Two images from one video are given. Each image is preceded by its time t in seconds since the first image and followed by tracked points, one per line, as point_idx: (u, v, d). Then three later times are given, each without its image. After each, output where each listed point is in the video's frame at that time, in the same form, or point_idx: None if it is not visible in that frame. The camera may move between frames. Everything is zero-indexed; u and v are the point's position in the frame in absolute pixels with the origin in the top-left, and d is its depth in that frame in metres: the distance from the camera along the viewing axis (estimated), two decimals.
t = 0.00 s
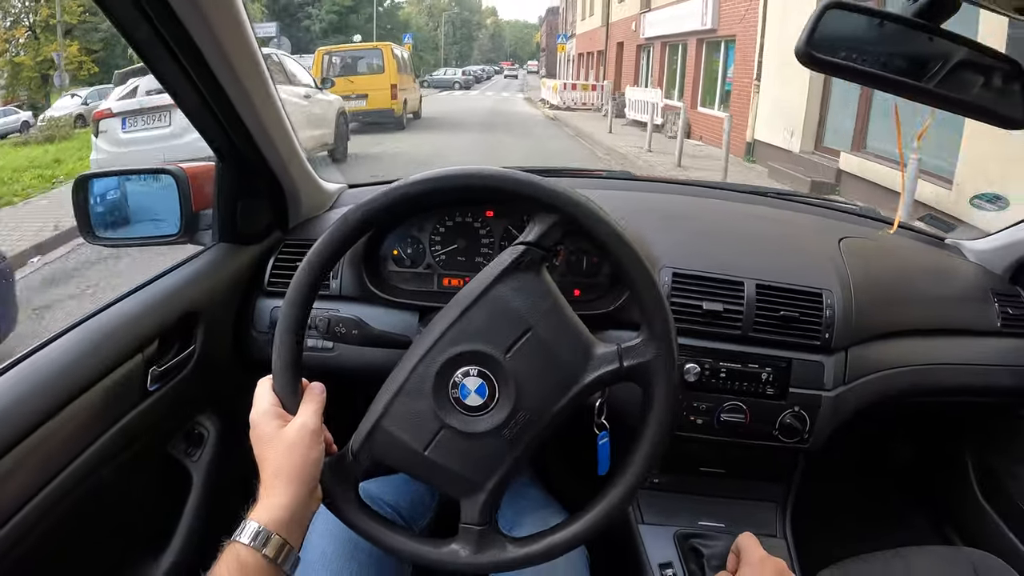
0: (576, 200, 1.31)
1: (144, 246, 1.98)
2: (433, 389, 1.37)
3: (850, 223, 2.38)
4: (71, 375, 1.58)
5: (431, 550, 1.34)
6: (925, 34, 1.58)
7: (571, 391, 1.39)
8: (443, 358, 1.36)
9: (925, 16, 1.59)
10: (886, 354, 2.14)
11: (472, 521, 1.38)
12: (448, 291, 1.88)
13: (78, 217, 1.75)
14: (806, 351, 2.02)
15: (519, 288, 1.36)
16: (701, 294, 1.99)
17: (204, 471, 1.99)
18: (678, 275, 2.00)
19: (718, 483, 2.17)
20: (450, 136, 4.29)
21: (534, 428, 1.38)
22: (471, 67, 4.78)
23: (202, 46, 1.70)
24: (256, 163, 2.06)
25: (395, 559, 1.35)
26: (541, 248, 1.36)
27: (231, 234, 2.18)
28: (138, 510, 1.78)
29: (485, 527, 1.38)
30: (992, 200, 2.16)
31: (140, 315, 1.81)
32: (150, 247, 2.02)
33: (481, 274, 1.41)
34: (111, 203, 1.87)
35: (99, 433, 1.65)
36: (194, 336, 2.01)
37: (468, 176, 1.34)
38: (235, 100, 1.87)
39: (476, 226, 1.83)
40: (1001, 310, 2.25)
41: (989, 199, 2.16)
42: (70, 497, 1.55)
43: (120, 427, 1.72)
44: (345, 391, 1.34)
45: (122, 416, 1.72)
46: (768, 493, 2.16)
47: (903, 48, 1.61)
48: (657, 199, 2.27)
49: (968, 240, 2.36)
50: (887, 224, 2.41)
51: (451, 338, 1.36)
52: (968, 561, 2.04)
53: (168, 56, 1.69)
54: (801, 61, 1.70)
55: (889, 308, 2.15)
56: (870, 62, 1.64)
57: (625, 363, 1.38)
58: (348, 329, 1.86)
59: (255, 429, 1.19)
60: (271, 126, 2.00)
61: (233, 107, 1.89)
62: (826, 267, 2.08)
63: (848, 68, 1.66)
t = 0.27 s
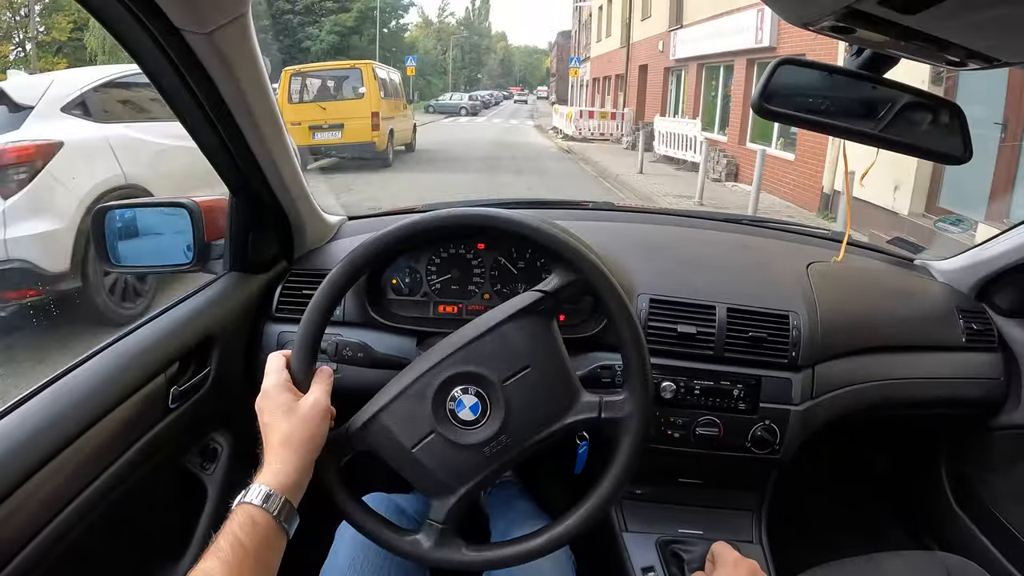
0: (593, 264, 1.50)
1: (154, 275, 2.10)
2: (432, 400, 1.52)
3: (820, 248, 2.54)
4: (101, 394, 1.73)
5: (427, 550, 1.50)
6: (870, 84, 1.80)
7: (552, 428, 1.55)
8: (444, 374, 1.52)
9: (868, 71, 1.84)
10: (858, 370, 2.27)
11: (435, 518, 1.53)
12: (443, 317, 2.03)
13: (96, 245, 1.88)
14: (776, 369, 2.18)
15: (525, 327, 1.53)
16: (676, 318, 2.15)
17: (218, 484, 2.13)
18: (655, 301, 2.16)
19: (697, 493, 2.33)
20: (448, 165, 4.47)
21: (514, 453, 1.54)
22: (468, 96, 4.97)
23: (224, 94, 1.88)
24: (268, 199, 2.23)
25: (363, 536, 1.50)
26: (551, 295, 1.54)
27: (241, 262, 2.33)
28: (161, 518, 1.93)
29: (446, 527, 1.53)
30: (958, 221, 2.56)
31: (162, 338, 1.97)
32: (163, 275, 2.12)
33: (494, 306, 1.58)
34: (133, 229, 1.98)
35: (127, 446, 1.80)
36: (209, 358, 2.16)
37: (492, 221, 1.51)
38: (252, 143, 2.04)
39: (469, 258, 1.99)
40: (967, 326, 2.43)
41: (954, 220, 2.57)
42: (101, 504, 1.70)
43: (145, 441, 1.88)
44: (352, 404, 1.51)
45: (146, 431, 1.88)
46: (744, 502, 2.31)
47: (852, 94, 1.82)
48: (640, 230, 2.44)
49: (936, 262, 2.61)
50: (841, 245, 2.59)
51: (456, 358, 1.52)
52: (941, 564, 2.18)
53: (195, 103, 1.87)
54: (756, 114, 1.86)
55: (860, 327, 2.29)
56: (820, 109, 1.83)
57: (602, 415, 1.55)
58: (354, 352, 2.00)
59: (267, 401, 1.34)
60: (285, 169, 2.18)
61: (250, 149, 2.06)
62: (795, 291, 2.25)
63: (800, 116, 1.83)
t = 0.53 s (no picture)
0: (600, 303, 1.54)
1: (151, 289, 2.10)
2: (421, 407, 1.54)
3: (805, 254, 2.57)
4: (91, 409, 1.75)
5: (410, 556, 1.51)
6: (846, 93, 1.83)
7: (531, 450, 1.58)
8: (434, 383, 1.53)
9: (845, 81, 1.88)
10: (842, 376, 2.31)
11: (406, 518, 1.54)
12: (431, 330, 2.03)
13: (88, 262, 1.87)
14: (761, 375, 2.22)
15: (519, 348, 1.56)
16: (661, 326, 2.18)
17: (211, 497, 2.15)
18: (641, 310, 2.19)
19: (688, 500, 2.35)
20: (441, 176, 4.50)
21: (491, 470, 1.56)
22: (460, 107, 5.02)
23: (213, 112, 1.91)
24: (258, 215, 2.25)
25: (333, 528, 1.51)
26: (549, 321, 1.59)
27: (231, 277, 2.35)
28: (154, 531, 1.95)
29: (415, 530, 1.54)
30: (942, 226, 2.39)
31: (154, 353, 1.99)
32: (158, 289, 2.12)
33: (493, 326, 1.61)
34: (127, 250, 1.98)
35: (119, 460, 1.82)
36: (201, 372, 2.18)
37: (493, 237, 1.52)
38: (241, 160, 2.06)
39: (455, 270, 2.02)
40: (953, 329, 2.46)
41: (935, 225, 2.38)
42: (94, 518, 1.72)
43: (137, 455, 1.90)
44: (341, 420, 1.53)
45: (138, 445, 1.90)
46: (733, 508, 2.34)
47: (830, 103, 1.85)
48: (627, 239, 2.47)
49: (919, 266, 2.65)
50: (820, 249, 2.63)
51: (448, 368, 1.54)
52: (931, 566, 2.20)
53: (185, 120, 1.90)
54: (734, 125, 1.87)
55: (842, 333, 2.32)
56: (799, 119, 1.86)
57: (583, 445, 1.58)
58: (343, 363, 2.01)
59: (279, 435, 1.37)
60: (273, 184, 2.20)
61: (240, 167, 2.08)
62: (779, 298, 2.28)
63: (779, 127, 1.86)
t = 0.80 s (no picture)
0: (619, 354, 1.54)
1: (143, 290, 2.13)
2: (409, 393, 1.50)
3: (796, 245, 2.56)
4: (77, 410, 1.73)
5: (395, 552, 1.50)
6: (833, 79, 1.81)
7: (501, 471, 1.54)
8: (427, 374, 1.50)
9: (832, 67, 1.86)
10: (835, 365, 2.29)
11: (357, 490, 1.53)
12: (419, 324, 2.03)
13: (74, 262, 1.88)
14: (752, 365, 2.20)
15: (523, 368, 1.54)
16: (651, 318, 2.17)
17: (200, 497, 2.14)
18: (630, 302, 2.17)
19: (682, 492, 2.33)
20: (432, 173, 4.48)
21: (456, 477, 1.54)
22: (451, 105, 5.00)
23: (195, 110, 1.90)
24: (243, 213, 2.22)
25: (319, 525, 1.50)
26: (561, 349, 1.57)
27: (217, 276, 2.30)
28: (143, 532, 1.93)
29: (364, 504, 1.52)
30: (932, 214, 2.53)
31: (141, 353, 1.97)
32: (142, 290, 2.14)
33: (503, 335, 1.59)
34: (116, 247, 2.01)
35: (106, 461, 1.80)
36: (188, 371, 2.16)
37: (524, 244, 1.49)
38: (224, 158, 2.04)
39: (443, 265, 2.00)
40: (944, 317, 2.45)
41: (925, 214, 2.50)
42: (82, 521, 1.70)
43: (126, 456, 1.88)
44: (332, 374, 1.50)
45: (126, 446, 1.88)
46: (728, 499, 2.32)
47: (816, 90, 1.83)
48: (617, 232, 2.45)
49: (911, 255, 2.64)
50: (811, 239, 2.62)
51: (445, 363, 1.50)
52: (927, 556, 2.19)
53: (166, 118, 1.89)
54: (721, 114, 1.87)
55: (833, 322, 2.31)
56: (786, 107, 1.85)
57: (551, 482, 1.56)
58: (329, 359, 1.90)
59: (274, 368, 1.34)
60: (258, 181, 2.18)
61: (225, 166, 2.07)
62: (770, 288, 2.26)
63: (766, 115, 1.85)
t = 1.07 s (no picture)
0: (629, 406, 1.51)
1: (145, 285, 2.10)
2: (411, 377, 1.51)
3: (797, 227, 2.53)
4: (74, 410, 1.71)
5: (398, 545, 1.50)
6: (829, 55, 1.78)
7: (481, 475, 1.54)
8: (429, 362, 1.50)
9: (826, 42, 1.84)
10: (839, 347, 2.27)
11: (334, 454, 1.57)
12: (417, 315, 2.00)
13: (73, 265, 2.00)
14: (755, 349, 2.18)
15: (531, 385, 1.52)
16: (652, 304, 2.14)
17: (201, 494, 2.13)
18: (630, 287, 2.15)
19: (688, 479, 2.31)
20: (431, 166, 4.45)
21: (437, 467, 1.54)
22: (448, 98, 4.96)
23: (183, 104, 1.86)
24: (237, 207, 2.20)
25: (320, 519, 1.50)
26: (572, 375, 1.56)
27: (213, 271, 2.30)
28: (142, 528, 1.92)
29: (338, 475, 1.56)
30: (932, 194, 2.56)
31: (138, 350, 1.95)
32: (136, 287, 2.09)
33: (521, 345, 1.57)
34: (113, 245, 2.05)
35: (105, 460, 1.79)
36: (186, 368, 2.14)
37: (555, 256, 1.46)
38: (216, 152, 2.01)
39: (440, 255, 1.97)
40: (948, 297, 2.43)
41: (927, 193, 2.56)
42: (82, 519, 1.69)
43: (124, 454, 1.86)
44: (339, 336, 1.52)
45: (124, 444, 1.87)
46: (734, 485, 2.30)
47: (814, 67, 1.81)
48: (616, 218, 2.43)
49: (911, 235, 2.62)
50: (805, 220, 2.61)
51: (453, 357, 1.50)
52: (934, 537, 2.18)
53: (156, 112, 1.86)
54: (716, 91, 1.85)
55: (837, 304, 2.29)
56: (781, 84, 1.82)
57: (523, 499, 1.54)
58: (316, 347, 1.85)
59: (288, 317, 1.36)
60: (252, 174, 2.15)
61: (218, 161, 2.04)
62: (772, 271, 2.24)
63: (760, 92, 1.83)
